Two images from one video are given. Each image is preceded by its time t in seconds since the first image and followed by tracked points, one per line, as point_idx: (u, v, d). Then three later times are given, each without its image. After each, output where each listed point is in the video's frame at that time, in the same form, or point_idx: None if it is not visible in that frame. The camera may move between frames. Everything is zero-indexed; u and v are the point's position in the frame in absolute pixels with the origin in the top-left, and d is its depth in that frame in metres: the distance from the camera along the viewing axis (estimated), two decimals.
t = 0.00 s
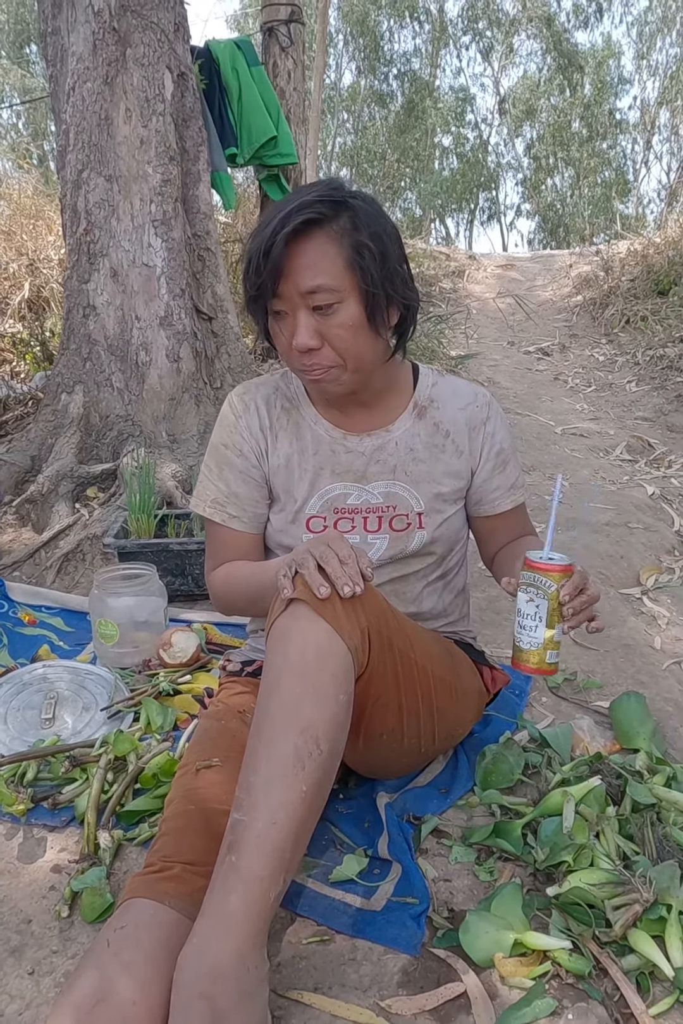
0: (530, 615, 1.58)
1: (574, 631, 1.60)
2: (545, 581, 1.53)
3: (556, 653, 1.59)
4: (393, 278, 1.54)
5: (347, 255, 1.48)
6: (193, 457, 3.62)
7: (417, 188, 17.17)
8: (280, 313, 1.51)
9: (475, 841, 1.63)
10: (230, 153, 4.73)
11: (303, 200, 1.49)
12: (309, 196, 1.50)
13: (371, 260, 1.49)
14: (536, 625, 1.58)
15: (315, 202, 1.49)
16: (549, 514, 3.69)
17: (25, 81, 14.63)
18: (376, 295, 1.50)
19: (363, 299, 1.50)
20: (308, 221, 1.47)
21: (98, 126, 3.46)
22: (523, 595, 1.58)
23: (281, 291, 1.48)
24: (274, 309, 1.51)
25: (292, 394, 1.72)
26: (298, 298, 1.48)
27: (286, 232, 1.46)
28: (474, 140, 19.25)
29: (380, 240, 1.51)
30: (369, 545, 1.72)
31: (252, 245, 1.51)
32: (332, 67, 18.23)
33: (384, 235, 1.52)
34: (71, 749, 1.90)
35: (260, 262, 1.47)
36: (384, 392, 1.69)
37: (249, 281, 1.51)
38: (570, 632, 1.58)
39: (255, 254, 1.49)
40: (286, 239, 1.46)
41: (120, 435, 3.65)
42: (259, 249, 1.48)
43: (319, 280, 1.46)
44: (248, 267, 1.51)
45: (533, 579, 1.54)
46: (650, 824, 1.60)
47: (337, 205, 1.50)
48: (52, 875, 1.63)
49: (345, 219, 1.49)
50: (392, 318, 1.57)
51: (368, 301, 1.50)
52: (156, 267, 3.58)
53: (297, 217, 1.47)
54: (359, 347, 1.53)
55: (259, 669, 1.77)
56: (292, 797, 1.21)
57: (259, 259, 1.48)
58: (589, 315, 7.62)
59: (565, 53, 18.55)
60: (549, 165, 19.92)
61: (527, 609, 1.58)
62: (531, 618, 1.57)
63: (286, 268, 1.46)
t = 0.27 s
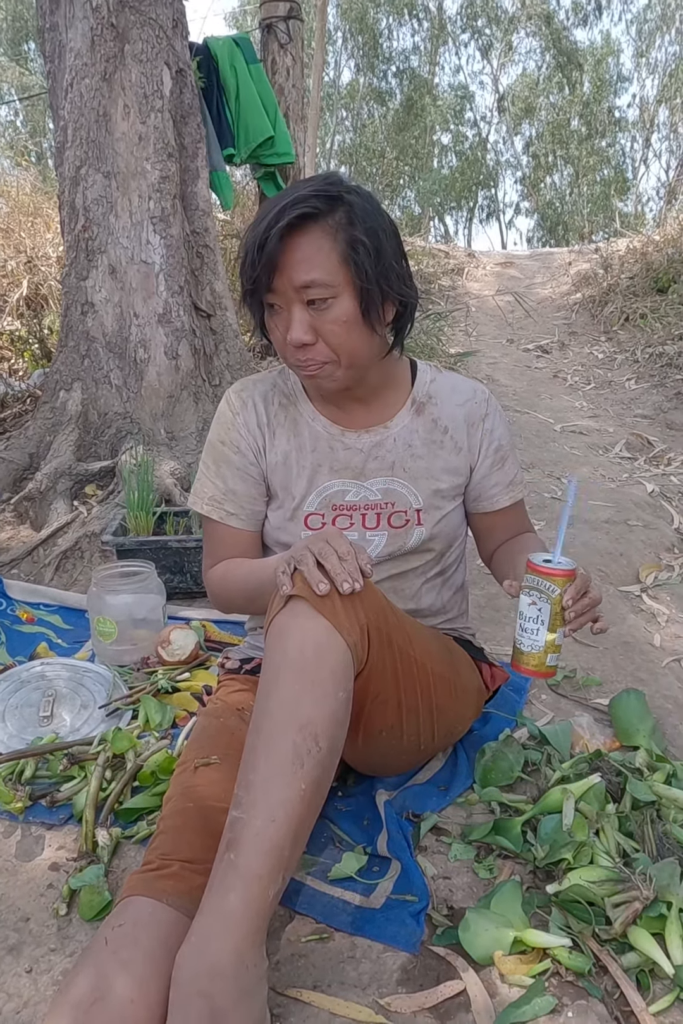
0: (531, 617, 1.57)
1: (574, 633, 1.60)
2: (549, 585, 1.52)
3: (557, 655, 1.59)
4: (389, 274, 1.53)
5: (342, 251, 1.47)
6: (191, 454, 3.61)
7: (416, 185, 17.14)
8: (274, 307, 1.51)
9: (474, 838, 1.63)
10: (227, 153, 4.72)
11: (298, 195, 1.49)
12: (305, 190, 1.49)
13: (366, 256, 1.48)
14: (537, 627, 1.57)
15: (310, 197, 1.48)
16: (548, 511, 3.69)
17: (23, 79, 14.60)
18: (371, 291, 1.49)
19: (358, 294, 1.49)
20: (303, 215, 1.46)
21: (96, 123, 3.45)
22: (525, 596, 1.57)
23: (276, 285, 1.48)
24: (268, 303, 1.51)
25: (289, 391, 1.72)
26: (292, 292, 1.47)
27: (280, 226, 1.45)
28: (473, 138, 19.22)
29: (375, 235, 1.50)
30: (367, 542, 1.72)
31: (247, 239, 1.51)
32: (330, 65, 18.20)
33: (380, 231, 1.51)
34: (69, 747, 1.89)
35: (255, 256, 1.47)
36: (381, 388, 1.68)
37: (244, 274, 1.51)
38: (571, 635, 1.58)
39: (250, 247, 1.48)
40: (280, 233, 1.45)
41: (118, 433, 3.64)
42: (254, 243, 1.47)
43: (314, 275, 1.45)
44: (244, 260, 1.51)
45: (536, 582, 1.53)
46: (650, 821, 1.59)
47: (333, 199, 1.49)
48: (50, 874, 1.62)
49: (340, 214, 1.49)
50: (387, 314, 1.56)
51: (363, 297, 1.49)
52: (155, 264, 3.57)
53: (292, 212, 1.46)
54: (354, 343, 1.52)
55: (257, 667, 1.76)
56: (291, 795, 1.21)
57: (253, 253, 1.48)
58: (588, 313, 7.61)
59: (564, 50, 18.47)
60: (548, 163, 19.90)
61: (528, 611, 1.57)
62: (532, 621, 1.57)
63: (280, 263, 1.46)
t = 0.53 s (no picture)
0: (522, 613, 1.57)
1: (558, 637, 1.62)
2: (549, 586, 1.52)
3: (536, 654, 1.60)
4: (386, 274, 1.52)
5: (339, 250, 1.47)
6: (191, 452, 3.61)
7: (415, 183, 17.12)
8: (272, 306, 1.51)
9: (474, 836, 1.63)
10: (223, 152, 4.73)
11: (295, 193, 1.48)
12: (302, 189, 1.49)
13: (363, 255, 1.48)
14: (525, 625, 1.57)
15: (307, 196, 1.48)
16: (547, 509, 3.69)
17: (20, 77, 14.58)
18: (368, 290, 1.49)
19: (355, 294, 1.48)
20: (301, 216, 1.46)
21: (94, 120, 3.44)
22: (520, 594, 1.57)
23: (273, 283, 1.47)
24: (266, 302, 1.51)
25: (288, 389, 1.71)
26: (289, 291, 1.47)
27: (278, 225, 1.45)
28: (472, 136, 19.20)
29: (373, 234, 1.49)
30: (367, 541, 1.72)
31: (246, 237, 1.51)
32: (329, 62, 18.18)
33: (377, 230, 1.50)
34: (69, 745, 1.89)
35: (252, 254, 1.47)
36: (380, 388, 1.68)
37: (242, 273, 1.51)
38: (557, 638, 1.59)
39: (248, 245, 1.48)
40: (277, 232, 1.45)
41: (117, 431, 3.64)
42: (251, 242, 1.47)
43: (310, 273, 1.45)
44: (242, 259, 1.51)
45: (537, 581, 1.53)
46: (650, 819, 1.59)
47: (330, 199, 1.49)
48: (50, 872, 1.62)
49: (337, 214, 1.48)
50: (385, 313, 1.55)
51: (360, 296, 1.49)
52: (153, 262, 3.56)
53: (289, 210, 1.46)
54: (351, 342, 1.51)
55: (257, 665, 1.76)
56: (292, 793, 1.20)
57: (250, 251, 1.48)
58: (586, 311, 7.61)
59: (563, 48, 18.45)
60: (547, 161, 19.90)
61: (522, 607, 1.56)
62: (522, 617, 1.57)
63: (277, 261, 1.46)
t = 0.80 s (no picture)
0: (520, 607, 1.57)
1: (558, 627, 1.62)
2: (542, 576, 1.52)
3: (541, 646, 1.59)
4: (385, 272, 1.52)
5: (338, 248, 1.46)
6: (189, 450, 3.61)
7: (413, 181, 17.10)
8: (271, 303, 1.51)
9: (473, 834, 1.63)
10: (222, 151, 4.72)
11: (295, 191, 1.48)
12: (302, 186, 1.48)
13: (362, 254, 1.47)
14: (525, 618, 1.57)
15: (307, 193, 1.47)
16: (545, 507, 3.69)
17: (18, 73, 14.55)
18: (366, 289, 1.49)
19: (354, 292, 1.48)
20: (300, 213, 1.46)
21: (93, 118, 3.44)
22: (516, 586, 1.57)
23: (272, 281, 1.48)
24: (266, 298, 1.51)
25: (287, 388, 1.72)
26: (289, 289, 1.47)
27: (277, 223, 1.45)
28: (471, 133, 19.18)
29: (372, 233, 1.49)
30: (366, 539, 1.72)
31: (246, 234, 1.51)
32: (327, 60, 18.15)
33: (377, 228, 1.50)
34: (68, 743, 1.89)
35: (251, 252, 1.47)
36: (379, 386, 1.68)
37: (242, 270, 1.51)
38: (557, 627, 1.59)
39: (248, 243, 1.49)
40: (276, 230, 1.45)
41: (116, 429, 3.63)
42: (250, 239, 1.47)
43: (309, 271, 1.45)
44: (242, 256, 1.51)
45: (530, 571, 1.53)
46: (649, 817, 1.60)
47: (330, 196, 1.48)
48: (49, 870, 1.62)
49: (337, 212, 1.48)
50: (384, 312, 1.55)
51: (359, 295, 1.49)
52: (152, 259, 3.56)
53: (288, 208, 1.46)
54: (349, 341, 1.52)
55: (257, 663, 1.76)
56: (291, 790, 1.20)
57: (249, 248, 1.48)
58: (585, 309, 7.61)
59: (561, 45, 18.31)
60: (546, 159, 19.90)
61: (518, 599, 1.57)
62: (521, 610, 1.57)
63: (276, 258, 1.46)
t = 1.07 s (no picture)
0: (517, 609, 1.58)
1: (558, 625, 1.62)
2: (537, 577, 1.53)
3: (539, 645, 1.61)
4: (381, 273, 1.51)
5: (332, 247, 1.46)
6: (188, 449, 3.60)
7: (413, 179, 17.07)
8: (266, 298, 1.52)
9: (473, 832, 1.63)
10: (222, 148, 4.71)
11: (293, 188, 1.48)
12: (299, 184, 1.49)
13: (356, 254, 1.47)
14: (522, 619, 1.58)
15: (304, 191, 1.48)
16: (544, 506, 3.69)
17: (16, 71, 14.53)
18: (359, 289, 1.48)
19: (347, 291, 1.48)
20: (296, 211, 1.46)
21: (92, 116, 3.43)
22: (512, 588, 1.57)
23: (267, 277, 1.49)
24: (260, 293, 1.52)
25: (286, 387, 1.72)
26: (282, 286, 1.48)
27: (272, 219, 1.46)
28: (470, 132, 19.17)
29: (368, 233, 1.49)
30: (365, 537, 1.72)
31: (243, 229, 1.52)
32: (326, 58, 18.14)
33: (373, 229, 1.49)
34: (67, 741, 1.90)
35: (246, 247, 1.48)
36: (376, 386, 1.67)
37: (238, 264, 1.52)
38: (555, 625, 1.60)
39: (244, 238, 1.50)
40: (271, 226, 1.45)
41: (115, 428, 3.63)
42: (246, 234, 1.48)
43: (303, 269, 1.45)
44: (239, 251, 1.52)
45: (524, 573, 1.54)
46: (647, 816, 1.60)
47: (327, 195, 1.48)
48: (49, 868, 1.62)
49: (333, 210, 1.48)
50: (379, 313, 1.54)
51: (351, 295, 1.48)
52: (151, 258, 3.56)
53: (284, 205, 1.46)
54: (340, 341, 1.52)
55: (256, 662, 1.76)
56: (290, 789, 1.21)
57: (245, 243, 1.49)
58: (584, 308, 7.61)
59: (561, 43, 18.35)
60: (545, 157, 19.89)
61: (514, 602, 1.58)
62: (518, 612, 1.58)
63: (270, 255, 1.46)
